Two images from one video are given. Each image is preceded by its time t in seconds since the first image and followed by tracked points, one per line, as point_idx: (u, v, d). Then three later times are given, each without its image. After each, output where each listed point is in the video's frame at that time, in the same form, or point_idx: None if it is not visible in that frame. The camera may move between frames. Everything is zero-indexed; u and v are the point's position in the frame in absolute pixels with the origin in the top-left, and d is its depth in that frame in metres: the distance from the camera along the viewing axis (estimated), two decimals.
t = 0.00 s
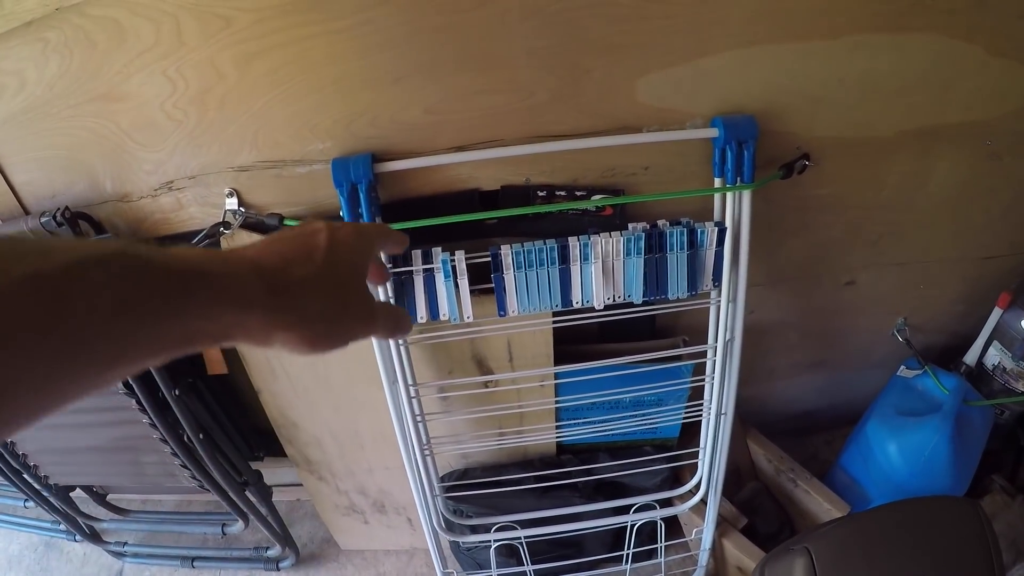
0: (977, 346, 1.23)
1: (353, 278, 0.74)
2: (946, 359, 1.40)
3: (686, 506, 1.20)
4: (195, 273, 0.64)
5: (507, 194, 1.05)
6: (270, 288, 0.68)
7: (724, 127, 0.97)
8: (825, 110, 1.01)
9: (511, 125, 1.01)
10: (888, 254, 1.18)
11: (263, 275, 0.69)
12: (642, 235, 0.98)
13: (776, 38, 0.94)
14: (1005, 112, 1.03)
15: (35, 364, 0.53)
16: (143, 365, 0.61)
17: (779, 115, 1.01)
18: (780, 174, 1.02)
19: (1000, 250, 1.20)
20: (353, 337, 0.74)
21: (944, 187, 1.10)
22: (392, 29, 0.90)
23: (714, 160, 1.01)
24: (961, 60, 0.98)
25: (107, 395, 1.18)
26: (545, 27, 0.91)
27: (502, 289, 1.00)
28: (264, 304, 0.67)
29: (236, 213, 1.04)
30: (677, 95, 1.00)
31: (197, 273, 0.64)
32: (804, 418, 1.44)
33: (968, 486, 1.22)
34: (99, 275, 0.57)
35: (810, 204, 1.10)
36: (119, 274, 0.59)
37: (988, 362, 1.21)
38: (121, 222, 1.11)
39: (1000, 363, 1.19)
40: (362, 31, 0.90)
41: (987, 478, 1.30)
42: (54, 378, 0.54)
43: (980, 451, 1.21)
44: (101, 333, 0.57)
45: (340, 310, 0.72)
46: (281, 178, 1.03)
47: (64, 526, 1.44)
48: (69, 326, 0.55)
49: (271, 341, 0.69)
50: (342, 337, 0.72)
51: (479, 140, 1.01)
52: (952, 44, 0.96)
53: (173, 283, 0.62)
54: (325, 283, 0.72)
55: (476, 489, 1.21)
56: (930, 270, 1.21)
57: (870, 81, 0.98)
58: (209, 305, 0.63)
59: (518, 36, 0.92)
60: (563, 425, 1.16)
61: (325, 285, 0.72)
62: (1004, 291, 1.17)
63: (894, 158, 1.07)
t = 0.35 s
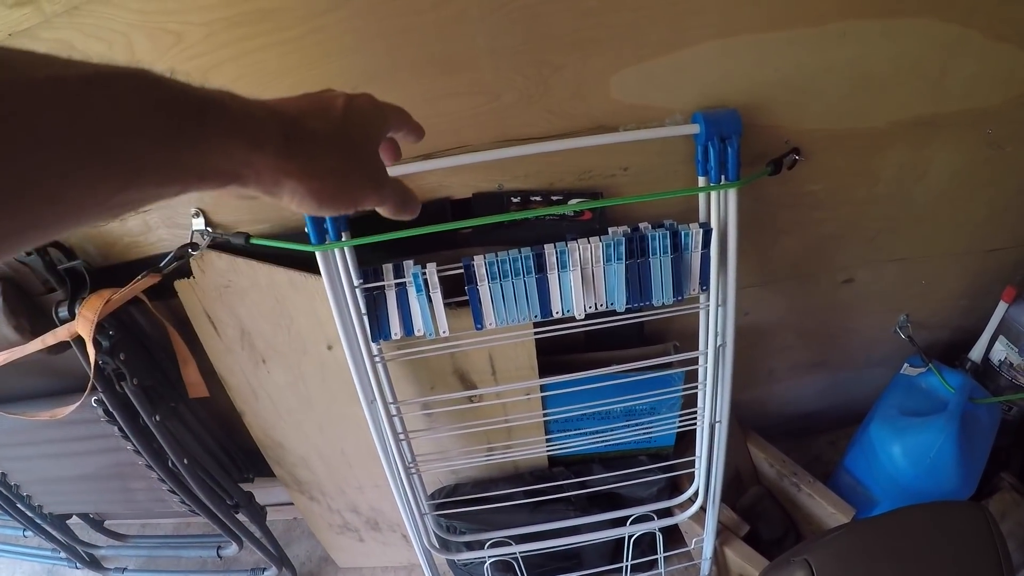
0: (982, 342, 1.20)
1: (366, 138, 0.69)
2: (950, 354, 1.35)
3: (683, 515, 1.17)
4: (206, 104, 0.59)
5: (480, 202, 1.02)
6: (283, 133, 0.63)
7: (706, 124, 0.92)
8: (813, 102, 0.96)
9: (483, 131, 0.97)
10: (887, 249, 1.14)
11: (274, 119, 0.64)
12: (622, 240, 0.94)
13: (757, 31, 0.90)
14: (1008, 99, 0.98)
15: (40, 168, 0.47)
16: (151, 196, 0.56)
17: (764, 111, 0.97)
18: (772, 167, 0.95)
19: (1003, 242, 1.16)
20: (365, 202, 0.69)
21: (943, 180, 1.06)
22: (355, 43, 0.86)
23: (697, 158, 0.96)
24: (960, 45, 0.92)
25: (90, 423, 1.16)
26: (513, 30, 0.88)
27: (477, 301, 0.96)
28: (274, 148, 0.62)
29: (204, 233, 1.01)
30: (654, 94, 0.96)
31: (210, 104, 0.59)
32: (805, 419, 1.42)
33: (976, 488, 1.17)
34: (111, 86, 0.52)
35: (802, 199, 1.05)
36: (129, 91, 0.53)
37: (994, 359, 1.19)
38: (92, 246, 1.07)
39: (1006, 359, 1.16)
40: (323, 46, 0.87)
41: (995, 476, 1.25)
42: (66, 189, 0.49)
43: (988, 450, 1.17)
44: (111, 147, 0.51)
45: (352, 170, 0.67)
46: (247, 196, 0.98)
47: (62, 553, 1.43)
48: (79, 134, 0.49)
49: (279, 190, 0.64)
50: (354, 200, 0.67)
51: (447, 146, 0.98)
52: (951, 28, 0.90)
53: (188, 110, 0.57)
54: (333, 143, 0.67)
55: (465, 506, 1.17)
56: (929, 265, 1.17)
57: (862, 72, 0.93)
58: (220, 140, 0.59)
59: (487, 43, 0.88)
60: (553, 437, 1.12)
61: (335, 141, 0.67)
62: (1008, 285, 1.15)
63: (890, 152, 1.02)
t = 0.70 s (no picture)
0: (988, 338, 1.17)
1: (392, 100, 0.68)
2: (954, 349, 1.31)
3: (683, 532, 1.11)
4: (242, 61, 0.58)
5: (449, 219, 0.94)
6: (310, 94, 0.63)
7: (693, 125, 0.84)
8: (809, 96, 0.90)
9: (451, 144, 0.90)
10: (887, 244, 1.09)
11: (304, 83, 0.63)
12: (603, 255, 0.87)
13: (748, 26, 0.83)
14: (1013, 86, 0.93)
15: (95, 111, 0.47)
16: (190, 150, 0.55)
17: (756, 110, 0.90)
18: (765, 169, 0.90)
19: (1009, 233, 1.12)
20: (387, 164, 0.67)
21: (947, 171, 1.01)
22: (318, 57, 0.81)
23: (684, 161, 0.88)
24: (964, 33, 0.87)
25: (61, 466, 1.11)
26: (483, 38, 0.81)
27: (450, 328, 0.90)
28: (302, 107, 0.62)
29: (156, 266, 0.94)
30: (637, 96, 0.88)
31: (244, 63, 0.59)
32: (807, 417, 1.37)
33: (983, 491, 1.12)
34: (157, 37, 0.52)
35: (795, 199, 1.00)
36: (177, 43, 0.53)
37: (999, 354, 1.16)
38: (46, 285, 1.00)
39: (1012, 355, 1.14)
40: (281, 63, 0.80)
41: (1000, 472, 1.19)
42: (119, 134, 0.49)
43: (995, 448, 1.14)
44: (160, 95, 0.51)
45: (376, 130, 0.66)
46: (196, 224, 0.91)
47: None
48: (129, 80, 0.49)
49: (305, 150, 0.64)
50: (378, 161, 0.66)
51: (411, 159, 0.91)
52: (954, 10, 0.85)
53: (228, 66, 0.57)
54: (357, 106, 0.66)
55: (455, 533, 1.12)
56: (932, 259, 1.13)
57: (861, 63, 0.88)
58: (253, 96, 0.58)
59: (456, 53, 0.82)
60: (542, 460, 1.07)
61: (357, 104, 0.66)
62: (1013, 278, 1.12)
63: (890, 144, 0.97)
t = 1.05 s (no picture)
0: (996, 339, 1.14)
1: (397, 131, 0.67)
2: (959, 347, 1.26)
3: (687, 546, 1.07)
4: (260, 95, 0.57)
5: (433, 233, 0.88)
6: (321, 125, 0.61)
7: (701, 127, 0.77)
8: (823, 93, 0.83)
9: (434, 152, 0.83)
10: (897, 246, 1.03)
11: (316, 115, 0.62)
12: (602, 272, 0.80)
13: (758, 20, 0.76)
14: None
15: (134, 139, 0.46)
16: (210, 178, 0.53)
17: (766, 109, 0.83)
18: (778, 173, 0.83)
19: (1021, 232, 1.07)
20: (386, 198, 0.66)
21: (962, 171, 0.96)
22: (285, 61, 0.73)
23: (690, 167, 0.81)
24: (988, 24, 0.81)
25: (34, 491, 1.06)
26: (467, 36, 0.73)
27: (435, 351, 0.83)
28: (315, 138, 0.60)
29: (117, 288, 0.88)
30: (637, 98, 0.81)
31: (261, 96, 0.57)
32: (809, 418, 1.33)
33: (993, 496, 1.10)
34: (190, 72, 0.51)
35: (803, 202, 0.94)
36: (204, 76, 0.52)
37: (1008, 355, 1.12)
38: (6, 308, 0.92)
39: (1021, 356, 1.10)
40: (243, 65, 0.72)
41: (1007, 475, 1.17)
42: (154, 161, 0.48)
43: (1003, 452, 1.10)
44: (189, 124, 0.50)
45: (380, 161, 0.65)
46: (157, 243, 0.85)
47: None
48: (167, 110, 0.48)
49: (312, 180, 0.62)
50: (380, 193, 0.65)
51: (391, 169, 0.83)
52: None
53: (249, 95, 0.56)
54: (365, 138, 0.65)
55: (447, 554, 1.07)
56: (943, 261, 1.08)
57: (878, 60, 0.81)
58: (270, 128, 0.56)
59: (436, 54, 0.74)
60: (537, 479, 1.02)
61: (366, 136, 0.65)
62: None
63: (905, 144, 0.91)
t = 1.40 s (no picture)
0: (999, 316, 1.11)
1: (383, 136, 0.65)
2: (962, 323, 1.24)
3: (692, 535, 1.05)
4: (259, 97, 0.56)
5: (421, 223, 0.82)
6: (316, 126, 0.59)
7: (703, 102, 0.72)
8: (829, 67, 0.78)
9: (418, 138, 0.77)
10: (901, 223, 1.00)
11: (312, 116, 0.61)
12: (601, 260, 0.75)
13: None
14: None
15: (146, 139, 0.46)
16: (213, 179, 0.53)
17: (770, 84, 0.78)
18: (785, 151, 0.78)
19: None
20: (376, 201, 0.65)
21: (970, 144, 0.92)
22: (254, 45, 0.67)
23: (691, 146, 0.77)
24: None
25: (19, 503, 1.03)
26: (450, 13, 0.68)
27: (426, 348, 0.79)
28: (311, 139, 0.58)
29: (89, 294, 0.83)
30: (635, 73, 0.76)
31: (257, 98, 0.56)
32: (810, 398, 1.31)
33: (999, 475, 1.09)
34: (197, 77, 0.51)
35: (807, 180, 0.90)
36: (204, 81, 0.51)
37: (1011, 333, 1.09)
38: None
39: None
40: (208, 50, 0.67)
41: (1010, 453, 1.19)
42: (153, 161, 0.47)
43: (1008, 430, 1.08)
44: (190, 127, 0.49)
45: (372, 161, 0.63)
46: (127, 245, 0.80)
47: None
48: (177, 112, 0.48)
49: (305, 182, 0.60)
50: (372, 194, 0.63)
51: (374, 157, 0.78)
52: None
53: (249, 99, 0.55)
54: (358, 138, 0.63)
55: (446, 552, 1.04)
56: (948, 237, 1.05)
57: (887, 30, 0.76)
58: (268, 129, 0.55)
59: (418, 33, 0.69)
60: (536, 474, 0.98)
61: (357, 136, 0.63)
62: None
63: (913, 118, 0.86)
